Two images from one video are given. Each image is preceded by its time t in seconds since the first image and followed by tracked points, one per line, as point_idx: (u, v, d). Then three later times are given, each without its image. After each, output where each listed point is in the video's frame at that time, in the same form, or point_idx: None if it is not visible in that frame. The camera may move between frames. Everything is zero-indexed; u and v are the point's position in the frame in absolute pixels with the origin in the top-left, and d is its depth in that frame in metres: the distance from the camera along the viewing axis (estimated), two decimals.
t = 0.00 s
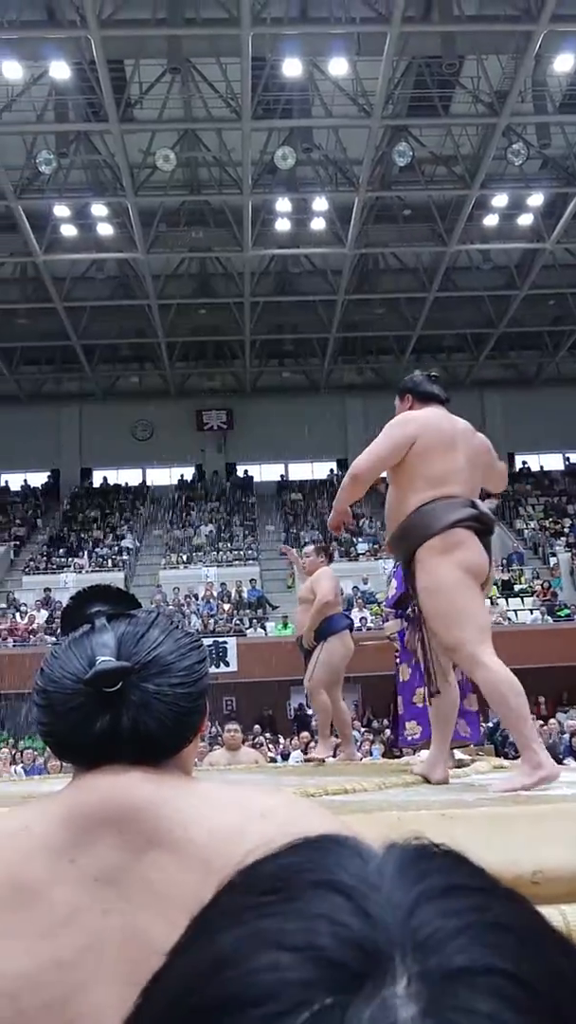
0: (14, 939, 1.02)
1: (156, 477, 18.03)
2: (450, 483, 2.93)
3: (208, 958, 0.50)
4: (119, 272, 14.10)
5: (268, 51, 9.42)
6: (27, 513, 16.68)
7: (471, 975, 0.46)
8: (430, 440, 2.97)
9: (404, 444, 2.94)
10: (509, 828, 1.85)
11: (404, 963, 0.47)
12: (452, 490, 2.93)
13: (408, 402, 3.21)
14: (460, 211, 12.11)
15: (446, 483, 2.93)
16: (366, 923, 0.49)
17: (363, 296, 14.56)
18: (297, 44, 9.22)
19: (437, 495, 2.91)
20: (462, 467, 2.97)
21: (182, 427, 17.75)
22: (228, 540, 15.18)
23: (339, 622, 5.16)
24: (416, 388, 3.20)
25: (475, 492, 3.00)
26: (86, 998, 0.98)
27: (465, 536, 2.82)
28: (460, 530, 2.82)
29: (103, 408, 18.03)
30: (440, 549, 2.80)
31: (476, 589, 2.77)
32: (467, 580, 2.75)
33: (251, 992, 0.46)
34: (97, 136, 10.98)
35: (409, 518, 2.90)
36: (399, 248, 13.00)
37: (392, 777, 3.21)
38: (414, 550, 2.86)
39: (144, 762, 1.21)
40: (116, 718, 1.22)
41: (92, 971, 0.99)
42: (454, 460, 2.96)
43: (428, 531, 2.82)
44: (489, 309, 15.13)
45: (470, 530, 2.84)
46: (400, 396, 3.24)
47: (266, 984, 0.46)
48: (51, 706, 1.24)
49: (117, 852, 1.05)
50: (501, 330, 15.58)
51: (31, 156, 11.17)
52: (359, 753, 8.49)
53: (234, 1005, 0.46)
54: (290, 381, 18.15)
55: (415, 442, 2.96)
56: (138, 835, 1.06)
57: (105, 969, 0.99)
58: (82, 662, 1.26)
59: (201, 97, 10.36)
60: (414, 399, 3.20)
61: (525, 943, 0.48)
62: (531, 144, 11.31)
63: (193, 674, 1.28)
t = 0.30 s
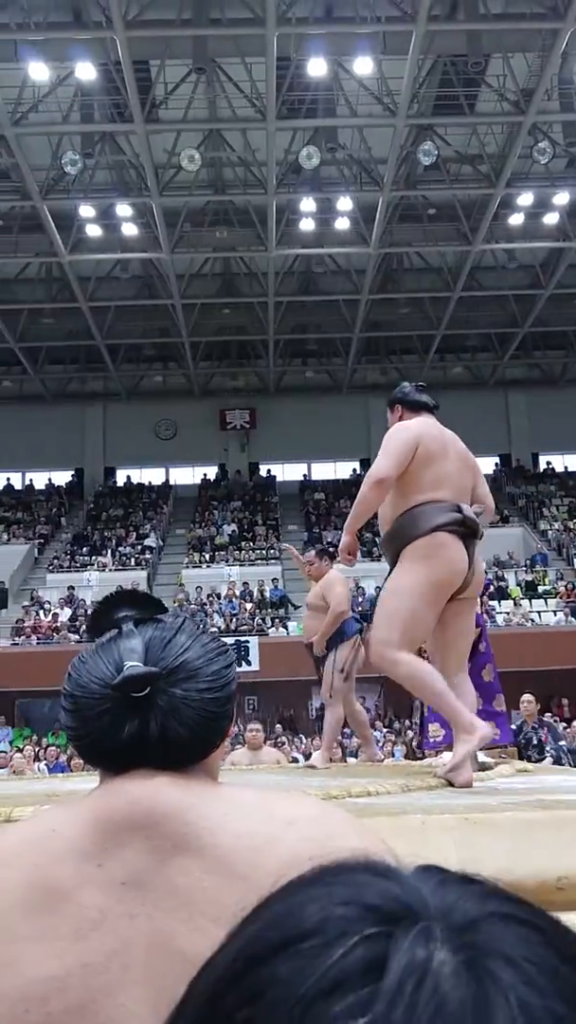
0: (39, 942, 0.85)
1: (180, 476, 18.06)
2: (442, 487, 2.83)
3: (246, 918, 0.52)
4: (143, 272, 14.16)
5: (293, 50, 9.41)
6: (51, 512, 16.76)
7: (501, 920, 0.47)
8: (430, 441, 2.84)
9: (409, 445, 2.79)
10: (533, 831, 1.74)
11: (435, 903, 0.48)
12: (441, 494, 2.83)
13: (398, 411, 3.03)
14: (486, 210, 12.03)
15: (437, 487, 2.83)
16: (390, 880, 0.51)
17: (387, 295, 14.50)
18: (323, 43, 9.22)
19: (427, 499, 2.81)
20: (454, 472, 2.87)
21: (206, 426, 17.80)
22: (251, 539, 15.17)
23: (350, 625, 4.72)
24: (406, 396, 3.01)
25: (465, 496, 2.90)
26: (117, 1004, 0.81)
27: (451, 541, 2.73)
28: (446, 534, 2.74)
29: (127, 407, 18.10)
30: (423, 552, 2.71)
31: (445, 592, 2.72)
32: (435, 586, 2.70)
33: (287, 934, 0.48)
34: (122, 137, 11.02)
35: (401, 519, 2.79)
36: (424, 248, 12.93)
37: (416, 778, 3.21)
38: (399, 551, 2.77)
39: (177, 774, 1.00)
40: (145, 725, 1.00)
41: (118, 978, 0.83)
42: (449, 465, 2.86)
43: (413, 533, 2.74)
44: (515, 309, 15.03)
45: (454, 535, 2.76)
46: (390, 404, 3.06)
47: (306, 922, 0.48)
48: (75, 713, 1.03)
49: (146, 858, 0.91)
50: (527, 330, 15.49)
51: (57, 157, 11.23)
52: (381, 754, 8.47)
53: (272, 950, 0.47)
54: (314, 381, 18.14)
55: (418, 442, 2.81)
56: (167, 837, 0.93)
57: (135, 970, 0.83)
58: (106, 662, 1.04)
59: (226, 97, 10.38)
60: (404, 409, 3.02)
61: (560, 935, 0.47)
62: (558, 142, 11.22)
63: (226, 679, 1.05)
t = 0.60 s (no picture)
0: (77, 934, 0.86)
1: (202, 469, 18.09)
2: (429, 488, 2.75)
3: (325, 897, 0.59)
4: (167, 266, 14.18)
5: (318, 41, 9.36)
6: (74, 505, 16.83)
7: (551, 893, 0.53)
8: (420, 442, 2.76)
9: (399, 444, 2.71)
10: (561, 825, 1.74)
11: (489, 882, 0.53)
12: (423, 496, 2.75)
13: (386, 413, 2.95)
14: (511, 203, 11.95)
15: (422, 490, 2.75)
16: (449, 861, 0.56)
17: (411, 288, 14.44)
18: (348, 36, 9.18)
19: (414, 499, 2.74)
20: (442, 474, 2.79)
21: (229, 419, 17.83)
22: (273, 533, 15.16)
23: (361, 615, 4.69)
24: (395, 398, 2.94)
25: (450, 499, 2.80)
26: (155, 993, 0.82)
27: (431, 545, 2.66)
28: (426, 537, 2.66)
29: (150, 401, 18.15)
30: (403, 555, 2.65)
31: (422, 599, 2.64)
32: (411, 591, 2.62)
33: (351, 908, 0.54)
34: (147, 130, 11.03)
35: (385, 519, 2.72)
36: (448, 241, 12.85)
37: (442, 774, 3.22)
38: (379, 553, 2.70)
39: (217, 765, 1.01)
40: (183, 716, 1.00)
41: (154, 966, 0.83)
42: (437, 467, 2.78)
43: (394, 536, 2.67)
44: (540, 303, 14.92)
45: (435, 539, 2.68)
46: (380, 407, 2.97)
47: (365, 897, 0.54)
48: (112, 704, 1.03)
49: (184, 847, 0.92)
50: (551, 324, 15.37)
51: (81, 151, 11.25)
52: (402, 750, 8.46)
53: (339, 924, 0.54)
54: (337, 374, 18.12)
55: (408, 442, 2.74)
56: (206, 829, 0.93)
57: (173, 959, 0.83)
58: (142, 654, 1.03)
59: (250, 90, 10.35)
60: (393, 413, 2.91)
61: None
62: None
63: (263, 668, 1.04)
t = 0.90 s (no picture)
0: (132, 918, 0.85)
1: (226, 460, 18.11)
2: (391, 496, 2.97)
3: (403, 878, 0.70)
4: (192, 257, 14.19)
5: (346, 32, 9.33)
6: (99, 496, 16.91)
7: None
8: (379, 452, 2.96)
9: (359, 458, 2.92)
10: None
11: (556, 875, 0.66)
12: (383, 505, 2.97)
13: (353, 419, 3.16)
14: (539, 193, 11.86)
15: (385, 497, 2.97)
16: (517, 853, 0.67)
17: (437, 280, 14.38)
18: (376, 26, 9.16)
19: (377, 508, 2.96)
20: (403, 481, 3.00)
21: (254, 411, 17.86)
22: (297, 525, 15.15)
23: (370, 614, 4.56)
24: (360, 405, 3.15)
25: (413, 504, 3.01)
26: (203, 978, 0.85)
27: (395, 552, 2.90)
28: (390, 545, 2.90)
29: (176, 392, 18.21)
30: (370, 563, 2.89)
31: (386, 601, 2.89)
32: (380, 598, 2.88)
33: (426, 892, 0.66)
34: (173, 121, 11.04)
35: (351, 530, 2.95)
36: (475, 232, 12.78)
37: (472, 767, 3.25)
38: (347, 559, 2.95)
39: (261, 755, 1.01)
40: (230, 703, 1.01)
41: (204, 951, 0.86)
42: (399, 473, 2.99)
43: (359, 545, 2.91)
44: (567, 295, 14.81)
45: (400, 544, 2.92)
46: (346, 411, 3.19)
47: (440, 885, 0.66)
48: (159, 690, 1.03)
49: (232, 830, 0.94)
50: None
51: (108, 143, 11.27)
52: (427, 742, 8.49)
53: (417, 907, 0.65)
54: (361, 366, 18.09)
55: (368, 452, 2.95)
56: (253, 817, 0.94)
57: (223, 944, 0.86)
58: (188, 641, 1.04)
59: (278, 81, 10.33)
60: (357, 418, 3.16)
61: None
62: None
63: (308, 661, 1.05)
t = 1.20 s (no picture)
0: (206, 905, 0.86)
1: (253, 451, 18.12)
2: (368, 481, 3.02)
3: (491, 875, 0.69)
4: (220, 249, 14.19)
5: (375, 20, 9.27)
6: (127, 487, 16.96)
7: None
8: (353, 437, 3.02)
9: (330, 446, 2.99)
10: None
11: None
12: (365, 488, 3.03)
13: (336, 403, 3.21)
14: (569, 182, 11.73)
15: (362, 481, 3.02)
16: None
17: (466, 270, 14.27)
18: (405, 14, 9.11)
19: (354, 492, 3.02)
20: (380, 464, 3.05)
21: (280, 402, 17.84)
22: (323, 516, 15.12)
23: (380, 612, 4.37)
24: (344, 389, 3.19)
25: (393, 487, 3.08)
26: (266, 961, 0.87)
27: (373, 536, 2.96)
28: (369, 530, 2.96)
29: (203, 383, 18.23)
30: (349, 549, 2.97)
31: (369, 586, 2.98)
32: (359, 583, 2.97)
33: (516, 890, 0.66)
34: (201, 112, 11.02)
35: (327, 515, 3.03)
36: (504, 222, 12.68)
37: (508, 758, 3.24)
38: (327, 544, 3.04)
39: (322, 740, 1.01)
40: (289, 687, 1.01)
41: (266, 932, 0.88)
42: (375, 457, 3.04)
43: (339, 529, 2.97)
44: None
45: (377, 529, 2.98)
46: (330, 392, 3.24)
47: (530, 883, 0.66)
48: (217, 673, 1.04)
49: (293, 814, 0.94)
50: None
51: (136, 134, 11.26)
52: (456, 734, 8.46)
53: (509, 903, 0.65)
54: (388, 357, 18.01)
55: (340, 439, 3.01)
56: (313, 801, 0.95)
57: (286, 928, 0.88)
58: (247, 626, 1.05)
59: (306, 71, 10.27)
60: (341, 402, 3.20)
61: None
62: None
63: (365, 647, 1.05)
